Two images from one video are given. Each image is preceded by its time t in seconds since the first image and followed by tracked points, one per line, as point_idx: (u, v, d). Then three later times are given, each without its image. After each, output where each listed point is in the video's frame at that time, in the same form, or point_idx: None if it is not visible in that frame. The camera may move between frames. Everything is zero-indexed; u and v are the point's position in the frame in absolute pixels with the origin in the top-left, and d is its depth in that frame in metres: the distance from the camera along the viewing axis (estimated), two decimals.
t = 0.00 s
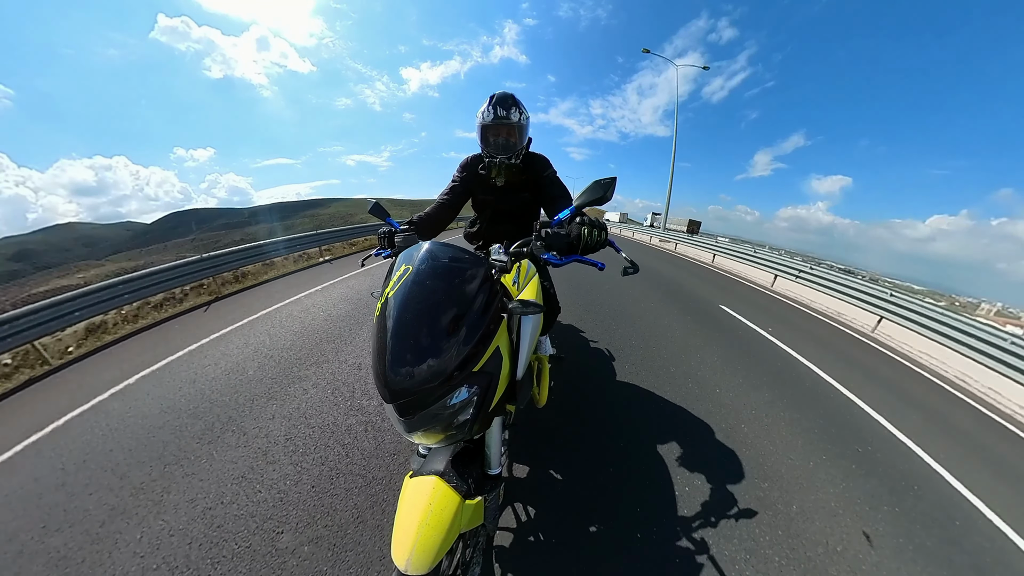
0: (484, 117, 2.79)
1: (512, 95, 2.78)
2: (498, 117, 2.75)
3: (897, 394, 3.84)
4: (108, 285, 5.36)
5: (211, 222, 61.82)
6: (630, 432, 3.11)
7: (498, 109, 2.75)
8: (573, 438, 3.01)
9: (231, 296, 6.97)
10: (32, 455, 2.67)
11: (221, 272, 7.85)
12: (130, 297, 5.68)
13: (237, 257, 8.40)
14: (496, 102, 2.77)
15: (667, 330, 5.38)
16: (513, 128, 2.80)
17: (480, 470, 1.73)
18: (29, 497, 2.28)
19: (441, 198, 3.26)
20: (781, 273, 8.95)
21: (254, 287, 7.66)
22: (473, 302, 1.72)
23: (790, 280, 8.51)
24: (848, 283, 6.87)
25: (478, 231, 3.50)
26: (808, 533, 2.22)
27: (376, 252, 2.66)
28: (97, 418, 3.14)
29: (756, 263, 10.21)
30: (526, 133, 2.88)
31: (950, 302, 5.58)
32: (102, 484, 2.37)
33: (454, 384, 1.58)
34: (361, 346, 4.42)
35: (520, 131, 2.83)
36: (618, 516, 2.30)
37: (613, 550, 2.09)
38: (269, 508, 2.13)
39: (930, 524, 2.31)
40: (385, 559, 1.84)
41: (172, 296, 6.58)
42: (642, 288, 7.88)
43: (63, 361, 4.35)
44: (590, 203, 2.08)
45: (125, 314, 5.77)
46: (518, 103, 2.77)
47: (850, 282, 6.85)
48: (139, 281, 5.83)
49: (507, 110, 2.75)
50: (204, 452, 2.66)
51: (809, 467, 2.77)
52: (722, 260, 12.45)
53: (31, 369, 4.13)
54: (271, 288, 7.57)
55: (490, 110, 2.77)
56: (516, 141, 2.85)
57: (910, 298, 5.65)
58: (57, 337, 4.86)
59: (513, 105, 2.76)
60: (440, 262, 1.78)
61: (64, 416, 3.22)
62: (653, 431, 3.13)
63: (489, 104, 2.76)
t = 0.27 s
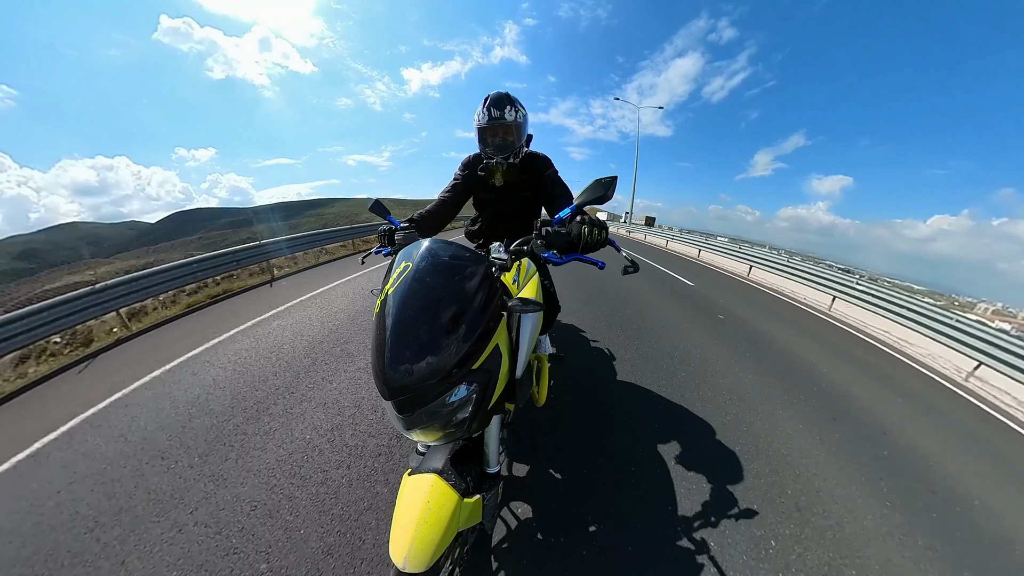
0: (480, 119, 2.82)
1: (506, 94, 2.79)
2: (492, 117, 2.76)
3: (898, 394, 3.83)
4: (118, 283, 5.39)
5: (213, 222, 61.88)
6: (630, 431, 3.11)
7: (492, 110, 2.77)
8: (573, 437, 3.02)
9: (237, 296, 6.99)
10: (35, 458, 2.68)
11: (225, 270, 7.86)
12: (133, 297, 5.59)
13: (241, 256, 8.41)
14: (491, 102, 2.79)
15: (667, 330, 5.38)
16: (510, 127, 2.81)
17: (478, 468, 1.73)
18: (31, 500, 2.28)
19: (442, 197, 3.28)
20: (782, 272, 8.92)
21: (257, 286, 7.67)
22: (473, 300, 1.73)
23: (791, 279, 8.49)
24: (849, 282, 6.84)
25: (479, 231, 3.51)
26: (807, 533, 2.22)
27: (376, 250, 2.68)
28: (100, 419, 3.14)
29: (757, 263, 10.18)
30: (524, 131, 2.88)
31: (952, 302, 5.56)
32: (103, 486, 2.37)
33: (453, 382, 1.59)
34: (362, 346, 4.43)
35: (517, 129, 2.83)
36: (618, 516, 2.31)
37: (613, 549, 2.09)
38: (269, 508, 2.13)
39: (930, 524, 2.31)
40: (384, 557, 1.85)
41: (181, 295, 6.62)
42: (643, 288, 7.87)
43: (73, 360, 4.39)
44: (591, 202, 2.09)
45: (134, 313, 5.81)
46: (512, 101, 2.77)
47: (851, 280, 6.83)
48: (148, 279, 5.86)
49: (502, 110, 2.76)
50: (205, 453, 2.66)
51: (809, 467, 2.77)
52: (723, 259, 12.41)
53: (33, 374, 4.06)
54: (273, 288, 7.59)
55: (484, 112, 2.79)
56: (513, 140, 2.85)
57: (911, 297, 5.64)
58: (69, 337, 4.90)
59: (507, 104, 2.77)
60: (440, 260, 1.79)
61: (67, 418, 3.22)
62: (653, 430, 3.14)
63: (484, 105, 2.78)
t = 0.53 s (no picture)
0: (480, 114, 2.84)
1: (505, 89, 2.80)
2: (492, 111, 2.77)
3: (898, 394, 3.83)
4: (127, 278, 5.39)
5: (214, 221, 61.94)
6: (630, 431, 3.12)
7: (491, 103, 2.77)
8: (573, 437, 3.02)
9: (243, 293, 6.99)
10: (34, 456, 2.67)
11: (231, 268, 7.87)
12: (140, 295, 5.53)
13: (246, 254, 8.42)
14: (491, 98, 2.80)
15: (667, 329, 5.38)
16: (510, 122, 2.81)
17: (476, 467, 1.74)
18: (32, 498, 2.27)
19: (443, 195, 3.29)
20: (782, 271, 8.91)
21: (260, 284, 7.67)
22: (473, 299, 1.73)
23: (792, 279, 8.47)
24: (849, 282, 6.83)
25: (481, 230, 3.52)
26: (808, 533, 2.22)
27: (377, 247, 2.68)
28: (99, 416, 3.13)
29: (757, 262, 10.16)
30: (524, 125, 2.88)
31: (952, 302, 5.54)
32: (103, 485, 2.37)
33: (453, 380, 1.59)
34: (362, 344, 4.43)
35: (517, 123, 2.83)
36: (617, 516, 2.31)
37: (612, 549, 2.10)
38: (270, 507, 2.13)
39: (931, 525, 2.30)
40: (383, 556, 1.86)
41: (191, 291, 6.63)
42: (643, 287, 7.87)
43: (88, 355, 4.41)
44: (593, 202, 2.10)
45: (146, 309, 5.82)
46: (511, 95, 2.78)
47: (851, 280, 6.82)
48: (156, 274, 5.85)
49: (501, 105, 2.76)
50: (206, 451, 2.66)
51: (809, 467, 2.77)
52: (723, 259, 12.40)
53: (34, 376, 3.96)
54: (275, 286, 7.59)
55: (485, 107, 2.80)
56: (513, 134, 2.85)
57: (911, 297, 5.63)
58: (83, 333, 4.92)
59: (506, 98, 2.78)
60: (441, 258, 1.80)
61: (67, 416, 3.21)
62: (653, 430, 3.14)
63: (485, 100, 2.79)
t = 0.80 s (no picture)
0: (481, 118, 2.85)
1: (506, 91, 2.80)
2: (493, 114, 2.77)
3: (898, 394, 3.81)
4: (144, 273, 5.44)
5: (215, 220, 61.94)
6: (629, 431, 3.12)
7: (492, 106, 2.78)
8: (571, 437, 3.02)
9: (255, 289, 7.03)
10: (28, 444, 2.66)
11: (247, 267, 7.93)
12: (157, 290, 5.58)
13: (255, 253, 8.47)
14: (492, 100, 2.80)
15: (667, 329, 5.37)
16: (511, 124, 2.82)
17: (470, 466, 1.74)
18: (24, 485, 2.26)
19: (445, 195, 3.30)
20: (782, 271, 8.89)
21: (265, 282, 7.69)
22: (472, 297, 1.74)
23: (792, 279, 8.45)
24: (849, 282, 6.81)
25: (482, 231, 3.53)
26: (808, 533, 2.22)
27: (377, 244, 2.69)
28: (98, 409, 3.11)
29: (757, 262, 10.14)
30: (525, 127, 2.89)
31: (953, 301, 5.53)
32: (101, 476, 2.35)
33: (449, 378, 1.60)
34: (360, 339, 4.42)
35: (517, 125, 2.84)
36: (616, 516, 2.31)
37: (609, 550, 2.10)
38: (268, 502, 2.13)
39: (930, 525, 2.30)
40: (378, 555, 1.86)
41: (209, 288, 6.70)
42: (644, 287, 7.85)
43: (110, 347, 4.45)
44: (594, 205, 2.10)
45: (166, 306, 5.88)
46: (512, 97, 2.79)
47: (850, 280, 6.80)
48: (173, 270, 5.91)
49: (502, 107, 2.77)
50: (202, 441, 2.65)
51: (808, 467, 2.76)
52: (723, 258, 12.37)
53: (44, 373, 3.90)
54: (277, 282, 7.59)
55: (485, 110, 2.81)
56: (514, 136, 2.86)
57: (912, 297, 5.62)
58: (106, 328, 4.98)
59: (507, 100, 2.78)
60: (440, 256, 1.81)
61: (62, 405, 3.19)
62: (651, 430, 3.14)
63: (485, 103, 2.79)
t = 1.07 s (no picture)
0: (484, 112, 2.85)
1: (509, 87, 2.81)
2: (495, 109, 2.78)
3: (898, 394, 3.80)
4: (158, 271, 5.51)
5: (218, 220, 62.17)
6: (628, 431, 3.11)
7: (495, 101, 2.78)
8: (570, 437, 3.02)
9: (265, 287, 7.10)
10: (30, 444, 2.68)
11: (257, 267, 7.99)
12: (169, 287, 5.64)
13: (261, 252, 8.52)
14: (495, 96, 2.81)
15: (666, 329, 5.36)
16: (513, 120, 2.82)
17: (465, 463, 1.75)
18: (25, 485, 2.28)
19: (445, 191, 3.30)
20: (783, 271, 8.87)
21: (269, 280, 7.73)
22: (470, 294, 1.74)
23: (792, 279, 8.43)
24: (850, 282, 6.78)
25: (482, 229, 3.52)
26: (808, 534, 2.21)
27: (375, 239, 2.70)
28: (99, 406, 3.12)
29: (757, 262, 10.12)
30: (527, 124, 2.89)
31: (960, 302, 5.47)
32: (101, 473, 2.36)
33: (446, 375, 1.60)
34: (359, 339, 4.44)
35: (519, 122, 2.84)
36: (613, 516, 2.31)
37: (607, 550, 2.10)
38: (266, 500, 2.14)
39: (931, 526, 2.28)
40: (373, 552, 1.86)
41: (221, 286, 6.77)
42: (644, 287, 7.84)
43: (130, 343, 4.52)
44: (594, 205, 2.09)
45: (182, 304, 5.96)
46: (515, 94, 2.79)
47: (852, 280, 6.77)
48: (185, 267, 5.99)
49: (504, 102, 2.77)
50: (202, 440, 2.66)
51: (807, 467, 2.75)
52: (724, 258, 12.35)
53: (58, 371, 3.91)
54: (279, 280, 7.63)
55: (489, 105, 2.81)
56: (515, 132, 2.86)
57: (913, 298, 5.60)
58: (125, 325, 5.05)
59: (510, 96, 2.79)
60: (438, 253, 1.81)
61: (64, 404, 3.21)
62: (650, 430, 3.13)
63: (489, 98, 2.80)
